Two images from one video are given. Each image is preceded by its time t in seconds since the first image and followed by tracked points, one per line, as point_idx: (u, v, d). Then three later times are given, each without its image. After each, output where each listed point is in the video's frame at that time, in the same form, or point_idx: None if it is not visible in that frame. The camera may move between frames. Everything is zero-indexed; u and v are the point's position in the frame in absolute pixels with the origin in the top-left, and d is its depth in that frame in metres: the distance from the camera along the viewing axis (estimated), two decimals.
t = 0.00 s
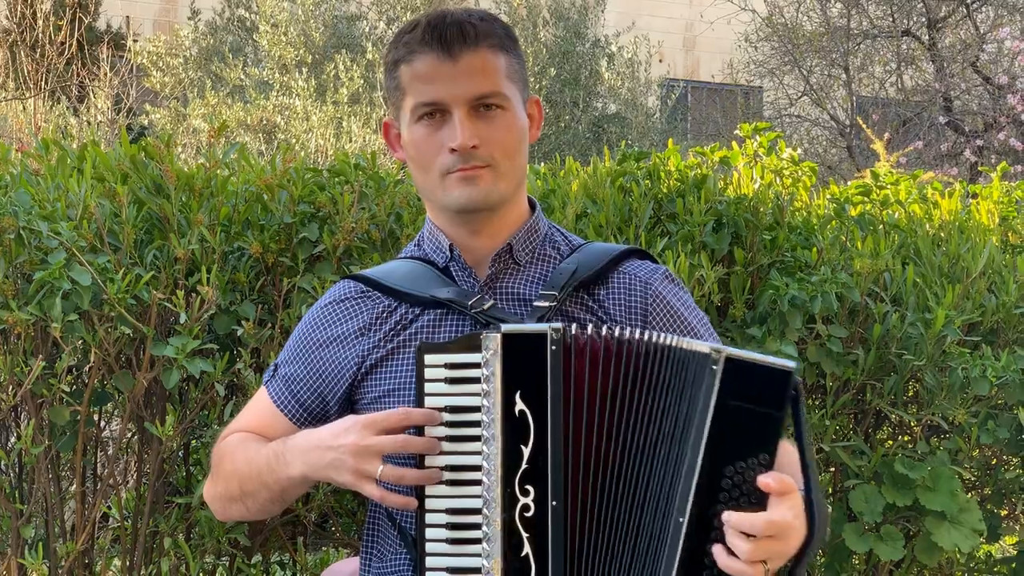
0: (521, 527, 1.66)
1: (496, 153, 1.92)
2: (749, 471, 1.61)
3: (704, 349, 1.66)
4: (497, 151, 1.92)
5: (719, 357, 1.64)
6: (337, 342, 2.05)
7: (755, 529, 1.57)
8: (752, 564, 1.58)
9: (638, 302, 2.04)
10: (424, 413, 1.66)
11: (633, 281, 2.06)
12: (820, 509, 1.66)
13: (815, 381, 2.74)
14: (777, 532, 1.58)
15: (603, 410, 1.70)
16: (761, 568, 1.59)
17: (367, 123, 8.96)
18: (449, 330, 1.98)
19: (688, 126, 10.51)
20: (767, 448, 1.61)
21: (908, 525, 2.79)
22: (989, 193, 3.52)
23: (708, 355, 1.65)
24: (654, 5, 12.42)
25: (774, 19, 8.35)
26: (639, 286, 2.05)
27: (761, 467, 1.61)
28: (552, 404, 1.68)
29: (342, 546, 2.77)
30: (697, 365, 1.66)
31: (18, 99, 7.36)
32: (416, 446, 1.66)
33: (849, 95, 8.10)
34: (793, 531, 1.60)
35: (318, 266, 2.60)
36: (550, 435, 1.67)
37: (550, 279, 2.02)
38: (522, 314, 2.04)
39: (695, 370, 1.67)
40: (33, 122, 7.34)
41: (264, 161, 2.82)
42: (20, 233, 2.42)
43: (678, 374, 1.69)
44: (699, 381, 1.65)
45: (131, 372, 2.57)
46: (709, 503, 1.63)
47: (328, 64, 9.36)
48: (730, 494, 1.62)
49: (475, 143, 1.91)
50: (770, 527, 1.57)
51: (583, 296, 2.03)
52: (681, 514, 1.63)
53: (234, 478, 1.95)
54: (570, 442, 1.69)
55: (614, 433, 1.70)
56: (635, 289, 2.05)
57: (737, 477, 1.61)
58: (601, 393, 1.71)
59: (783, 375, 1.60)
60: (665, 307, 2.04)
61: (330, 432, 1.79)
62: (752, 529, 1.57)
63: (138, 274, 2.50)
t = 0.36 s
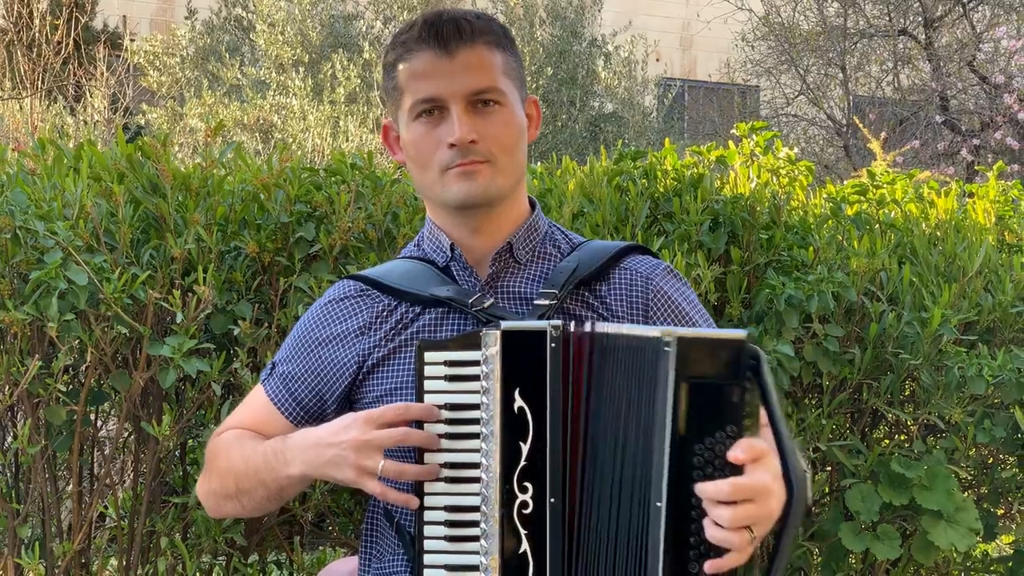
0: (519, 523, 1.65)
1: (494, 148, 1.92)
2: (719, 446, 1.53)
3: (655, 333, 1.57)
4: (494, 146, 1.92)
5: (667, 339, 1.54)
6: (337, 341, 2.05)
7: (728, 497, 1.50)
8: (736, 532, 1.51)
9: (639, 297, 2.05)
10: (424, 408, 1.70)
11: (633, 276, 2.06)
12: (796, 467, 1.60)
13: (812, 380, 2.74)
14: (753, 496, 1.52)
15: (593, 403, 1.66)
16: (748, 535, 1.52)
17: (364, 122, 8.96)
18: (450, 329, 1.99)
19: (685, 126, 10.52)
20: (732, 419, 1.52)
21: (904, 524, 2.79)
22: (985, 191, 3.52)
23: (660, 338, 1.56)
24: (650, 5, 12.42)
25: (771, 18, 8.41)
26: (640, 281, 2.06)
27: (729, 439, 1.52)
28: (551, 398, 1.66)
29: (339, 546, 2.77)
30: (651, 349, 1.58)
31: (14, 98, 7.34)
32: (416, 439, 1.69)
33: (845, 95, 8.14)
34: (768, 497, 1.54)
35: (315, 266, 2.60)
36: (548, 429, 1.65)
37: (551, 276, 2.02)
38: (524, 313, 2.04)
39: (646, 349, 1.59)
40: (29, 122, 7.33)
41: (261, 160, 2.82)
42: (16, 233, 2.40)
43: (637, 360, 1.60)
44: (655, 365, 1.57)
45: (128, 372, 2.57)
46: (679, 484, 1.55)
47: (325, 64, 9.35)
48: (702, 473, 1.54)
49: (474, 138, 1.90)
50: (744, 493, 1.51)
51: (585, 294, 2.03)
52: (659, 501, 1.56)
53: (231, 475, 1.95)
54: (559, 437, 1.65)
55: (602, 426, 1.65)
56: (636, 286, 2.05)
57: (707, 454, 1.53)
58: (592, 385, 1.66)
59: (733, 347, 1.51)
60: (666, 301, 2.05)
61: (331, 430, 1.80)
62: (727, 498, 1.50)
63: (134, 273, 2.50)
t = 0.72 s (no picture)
0: (505, 519, 1.66)
1: (482, 152, 1.92)
2: (720, 453, 1.58)
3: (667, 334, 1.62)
4: (483, 149, 1.92)
5: (679, 341, 1.60)
6: (327, 344, 2.05)
7: (719, 501, 1.55)
8: (726, 540, 1.56)
9: (625, 295, 2.05)
10: (412, 409, 1.68)
11: (620, 275, 2.06)
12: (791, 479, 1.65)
13: (809, 381, 2.75)
14: (746, 505, 1.56)
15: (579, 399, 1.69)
16: (737, 544, 1.57)
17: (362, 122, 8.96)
18: (438, 329, 1.99)
19: (684, 126, 10.53)
20: (737, 428, 1.58)
21: (902, 525, 2.79)
22: (983, 192, 3.52)
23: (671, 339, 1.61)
24: (649, 6, 12.43)
25: (769, 18, 8.43)
26: (626, 279, 2.06)
27: (732, 448, 1.58)
28: (538, 395, 1.67)
29: (337, 547, 2.77)
30: (661, 351, 1.63)
31: (13, 99, 7.33)
32: (406, 442, 1.68)
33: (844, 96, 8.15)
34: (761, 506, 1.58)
35: (313, 266, 2.60)
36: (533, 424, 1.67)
37: (538, 275, 2.02)
38: (511, 311, 2.04)
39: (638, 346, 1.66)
40: (28, 123, 7.32)
41: (259, 160, 2.82)
42: (14, 233, 2.40)
43: (645, 360, 1.64)
44: (664, 367, 1.62)
45: (126, 372, 2.57)
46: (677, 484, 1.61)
47: (324, 64, 9.35)
48: (701, 477, 1.59)
49: (462, 142, 1.91)
50: (738, 500, 1.55)
51: (571, 291, 2.04)
52: (655, 500, 1.61)
53: (228, 481, 1.95)
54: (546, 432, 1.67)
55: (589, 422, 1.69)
56: (622, 283, 2.05)
57: (708, 459, 1.58)
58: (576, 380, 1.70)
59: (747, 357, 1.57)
60: (652, 299, 2.05)
61: (322, 432, 1.80)
62: (717, 502, 1.55)
63: (132, 274, 2.49)
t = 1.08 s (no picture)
0: (536, 515, 1.58)
1: (541, 159, 1.90)
2: (755, 470, 1.55)
3: (713, 347, 1.57)
4: (543, 156, 1.90)
5: (723, 355, 1.56)
6: (362, 328, 2.01)
7: (761, 516, 1.53)
8: (760, 552, 1.53)
9: (663, 308, 2.04)
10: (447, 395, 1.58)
11: (660, 290, 2.06)
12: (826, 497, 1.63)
13: (808, 382, 2.75)
14: (784, 523, 1.54)
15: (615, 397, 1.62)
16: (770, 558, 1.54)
17: (361, 123, 8.96)
18: (475, 321, 1.96)
19: (682, 127, 10.55)
20: (773, 447, 1.55)
21: (901, 525, 2.79)
22: (982, 193, 3.53)
23: (717, 353, 1.57)
24: (648, 7, 12.45)
25: (768, 19, 8.44)
26: (664, 296, 2.06)
27: (766, 465, 1.55)
28: (579, 396, 1.59)
29: (336, 547, 2.79)
30: (704, 362, 1.58)
31: (12, 99, 7.32)
32: (435, 418, 1.57)
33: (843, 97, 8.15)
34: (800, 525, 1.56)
35: (312, 267, 2.60)
36: (574, 423, 1.59)
37: (581, 279, 2.01)
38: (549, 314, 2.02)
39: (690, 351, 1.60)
40: (27, 124, 7.32)
41: (258, 161, 2.82)
42: (13, 234, 2.41)
43: (684, 369, 1.60)
44: (708, 380, 1.57)
45: (125, 373, 2.57)
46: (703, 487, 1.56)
47: (323, 65, 9.35)
48: (733, 492, 1.56)
49: (524, 147, 1.88)
50: (777, 516, 1.53)
51: (610, 300, 2.02)
52: (687, 510, 1.57)
53: (251, 464, 1.86)
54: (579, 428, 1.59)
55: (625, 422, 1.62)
56: (661, 300, 2.05)
57: (743, 475, 1.55)
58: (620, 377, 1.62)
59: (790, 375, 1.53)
60: (688, 318, 2.06)
61: (353, 417, 1.70)
62: (759, 518, 1.53)
63: (131, 275, 2.49)
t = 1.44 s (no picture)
0: (596, 511, 1.57)
1: (577, 142, 1.92)
2: (867, 537, 1.62)
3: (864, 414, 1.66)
4: (579, 141, 1.92)
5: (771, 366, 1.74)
6: (383, 323, 1.98)
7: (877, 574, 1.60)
8: None
9: (683, 316, 2.08)
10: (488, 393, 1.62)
11: (679, 299, 2.09)
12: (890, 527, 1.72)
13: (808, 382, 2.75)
14: None
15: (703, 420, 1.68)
16: None
17: (360, 124, 8.96)
18: (501, 320, 1.96)
19: (681, 127, 10.56)
20: (889, 521, 1.62)
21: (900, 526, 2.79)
22: (981, 193, 3.52)
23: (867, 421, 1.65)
24: (647, 8, 12.46)
25: (766, 20, 8.44)
26: (684, 305, 2.09)
27: (879, 538, 1.61)
28: (640, 393, 1.61)
29: (335, 548, 2.80)
30: (851, 425, 1.66)
31: (9, 99, 7.31)
32: (474, 418, 1.60)
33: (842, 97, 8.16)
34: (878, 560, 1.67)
35: (311, 267, 2.60)
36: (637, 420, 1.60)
37: (607, 284, 2.03)
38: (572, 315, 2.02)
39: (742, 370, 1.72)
40: (24, 123, 7.31)
41: (257, 161, 2.82)
42: (13, 234, 2.41)
43: (822, 423, 1.69)
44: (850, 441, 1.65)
45: (124, 373, 2.57)
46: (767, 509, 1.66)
47: (321, 65, 9.35)
48: (846, 551, 1.62)
49: (562, 126, 1.90)
50: None
51: (632, 304, 2.04)
52: (802, 556, 1.63)
53: (268, 456, 1.85)
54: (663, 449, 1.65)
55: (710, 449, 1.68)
56: (681, 309, 2.08)
57: (858, 538, 1.61)
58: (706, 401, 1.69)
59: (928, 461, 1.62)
60: (704, 327, 2.10)
61: (385, 410, 1.71)
62: None
63: (131, 275, 2.48)
